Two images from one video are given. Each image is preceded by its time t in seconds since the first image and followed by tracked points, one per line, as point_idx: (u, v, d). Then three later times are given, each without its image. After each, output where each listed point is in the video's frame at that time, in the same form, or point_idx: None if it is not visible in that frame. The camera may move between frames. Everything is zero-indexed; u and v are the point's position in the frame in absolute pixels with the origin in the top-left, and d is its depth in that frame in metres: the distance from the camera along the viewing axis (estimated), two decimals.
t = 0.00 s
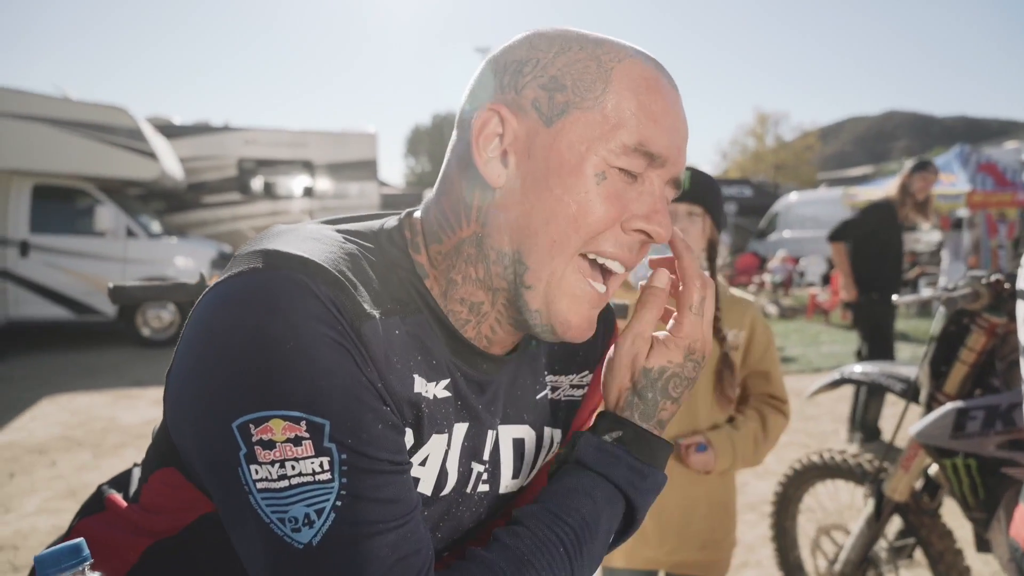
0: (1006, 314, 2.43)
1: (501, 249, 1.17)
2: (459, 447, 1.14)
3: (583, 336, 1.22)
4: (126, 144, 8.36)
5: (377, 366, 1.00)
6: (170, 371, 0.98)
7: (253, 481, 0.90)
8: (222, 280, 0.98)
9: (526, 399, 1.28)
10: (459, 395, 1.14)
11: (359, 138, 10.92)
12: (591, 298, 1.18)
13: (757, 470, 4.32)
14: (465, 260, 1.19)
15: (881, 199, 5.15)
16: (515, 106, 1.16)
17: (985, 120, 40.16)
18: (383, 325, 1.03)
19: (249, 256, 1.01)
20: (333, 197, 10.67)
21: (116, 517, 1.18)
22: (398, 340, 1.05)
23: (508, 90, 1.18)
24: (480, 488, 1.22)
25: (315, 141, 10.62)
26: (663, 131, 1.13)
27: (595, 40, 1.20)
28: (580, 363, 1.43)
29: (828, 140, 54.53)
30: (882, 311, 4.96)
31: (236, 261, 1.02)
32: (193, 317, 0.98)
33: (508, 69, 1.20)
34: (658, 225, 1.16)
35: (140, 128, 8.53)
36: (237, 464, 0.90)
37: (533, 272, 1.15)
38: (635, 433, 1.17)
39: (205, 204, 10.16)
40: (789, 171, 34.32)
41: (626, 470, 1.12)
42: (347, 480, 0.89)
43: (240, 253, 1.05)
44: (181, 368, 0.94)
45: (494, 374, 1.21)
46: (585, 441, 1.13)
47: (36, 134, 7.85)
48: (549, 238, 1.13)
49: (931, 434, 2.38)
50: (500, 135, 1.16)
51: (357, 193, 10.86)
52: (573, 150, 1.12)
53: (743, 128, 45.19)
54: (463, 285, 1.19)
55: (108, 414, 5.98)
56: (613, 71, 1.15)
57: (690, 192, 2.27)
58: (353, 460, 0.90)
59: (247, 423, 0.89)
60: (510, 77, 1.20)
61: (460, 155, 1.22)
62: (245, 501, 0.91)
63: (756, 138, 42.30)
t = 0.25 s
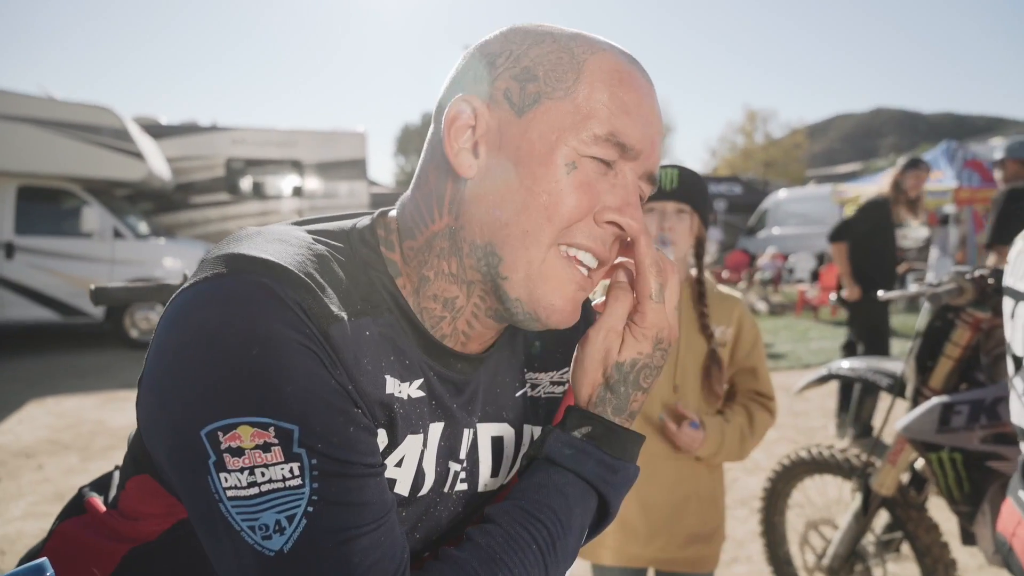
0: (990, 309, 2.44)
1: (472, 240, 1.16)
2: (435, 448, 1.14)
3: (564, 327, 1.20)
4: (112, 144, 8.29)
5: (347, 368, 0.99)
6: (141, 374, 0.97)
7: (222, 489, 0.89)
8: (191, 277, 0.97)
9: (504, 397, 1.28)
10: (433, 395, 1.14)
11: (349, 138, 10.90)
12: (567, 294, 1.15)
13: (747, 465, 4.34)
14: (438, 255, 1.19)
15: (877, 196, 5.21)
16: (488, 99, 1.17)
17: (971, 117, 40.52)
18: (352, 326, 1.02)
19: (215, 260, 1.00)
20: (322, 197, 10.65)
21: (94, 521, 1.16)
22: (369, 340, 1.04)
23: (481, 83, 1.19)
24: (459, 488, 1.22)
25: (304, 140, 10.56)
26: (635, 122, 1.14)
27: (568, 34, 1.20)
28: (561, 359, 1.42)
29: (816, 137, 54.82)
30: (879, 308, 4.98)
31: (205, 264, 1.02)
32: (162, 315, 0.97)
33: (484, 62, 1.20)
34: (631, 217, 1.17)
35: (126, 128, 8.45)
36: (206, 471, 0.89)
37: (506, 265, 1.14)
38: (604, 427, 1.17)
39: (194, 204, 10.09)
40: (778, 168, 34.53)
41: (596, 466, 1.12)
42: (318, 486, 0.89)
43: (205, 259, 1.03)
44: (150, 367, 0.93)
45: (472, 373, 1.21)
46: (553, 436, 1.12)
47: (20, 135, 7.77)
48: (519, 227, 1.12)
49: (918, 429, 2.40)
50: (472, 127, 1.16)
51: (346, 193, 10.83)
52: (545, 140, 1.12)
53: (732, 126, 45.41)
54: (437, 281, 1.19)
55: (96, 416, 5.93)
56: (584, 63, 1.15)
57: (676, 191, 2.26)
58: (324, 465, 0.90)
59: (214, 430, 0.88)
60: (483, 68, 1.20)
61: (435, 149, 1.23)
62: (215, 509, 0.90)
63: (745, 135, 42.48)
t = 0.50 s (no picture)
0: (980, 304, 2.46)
1: (471, 244, 1.18)
2: (429, 443, 1.15)
3: (559, 327, 1.21)
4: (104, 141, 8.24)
5: (344, 364, 1.00)
6: (137, 367, 0.97)
7: (217, 483, 0.89)
8: (189, 273, 0.97)
9: (498, 393, 1.29)
10: (428, 391, 1.15)
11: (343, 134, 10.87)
12: (566, 294, 1.18)
13: (740, 461, 4.36)
14: (435, 256, 1.19)
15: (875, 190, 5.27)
16: (486, 99, 1.17)
17: (964, 114, 40.70)
18: (349, 322, 1.02)
19: (211, 255, 1.00)
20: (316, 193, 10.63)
21: (86, 518, 1.16)
22: (366, 336, 1.05)
23: (480, 82, 1.19)
24: (452, 483, 1.23)
25: (298, 137, 10.53)
26: (633, 125, 1.14)
27: (567, 32, 1.20)
28: (553, 356, 1.44)
29: (810, 135, 54.97)
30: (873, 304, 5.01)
31: (200, 258, 1.01)
32: (159, 311, 0.97)
33: (481, 60, 1.20)
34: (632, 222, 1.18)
35: (119, 125, 8.40)
36: (200, 465, 0.90)
37: (505, 265, 1.15)
38: (593, 422, 1.19)
39: (187, 201, 10.06)
40: (772, 165, 34.63)
41: (585, 460, 1.13)
42: (313, 480, 0.90)
43: (202, 252, 1.03)
44: (147, 362, 0.93)
45: (466, 368, 1.22)
46: (543, 429, 1.14)
47: (11, 131, 7.73)
48: (524, 231, 1.13)
49: (909, 423, 2.41)
50: (471, 129, 1.16)
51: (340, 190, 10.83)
52: (543, 143, 1.13)
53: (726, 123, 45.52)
54: (431, 281, 1.19)
55: (89, 414, 5.92)
56: (585, 65, 1.15)
57: (668, 192, 2.27)
58: (320, 460, 0.90)
59: (210, 424, 0.88)
60: (483, 70, 1.19)
61: (432, 148, 1.22)
62: (209, 503, 0.91)
63: (739, 132, 42.57)
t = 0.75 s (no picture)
0: (977, 302, 2.47)
1: (473, 246, 1.17)
2: (432, 440, 1.16)
3: (559, 324, 1.21)
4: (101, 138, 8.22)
5: (349, 360, 1.00)
6: (143, 365, 0.98)
7: (224, 479, 0.90)
8: (193, 273, 0.97)
9: (500, 390, 1.30)
10: (432, 388, 1.16)
11: (341, 132, 10.85)
12: (570, 293, 1.18)
13: (738, 459, 4.37)
14: (435, 256, 1.20)
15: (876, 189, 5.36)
16: (485, 103, 1.17)
17: (962, 112, 40.72)
18: (355, 320, 1.03)
19: (218, 252, 1.00)
20: (315, 191, 10.61)
21: (89, 514, 1.17)
22: (370, 334, 1.05)
23: (478, 85, 1.18)
24: (454, 479, 1.23)
25: (296, 134, 10.51)
26: (632, 125, 1.14)
27: (562, 32, 1.20)
28: (553, 353, 1.44)
29: (808, 132, 54.99)
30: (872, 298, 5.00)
31: (206, 257, 1.02)
32: (163, 310, 0.98)
33: (477, 62, 1.20)
34: (628, 220, 1.17)
35: (116, 122, 8.38)
36: (208, 461, 0.90)
37: (503, 265, 1.15)
38: (588, 418, 1.18)
39: (185, 198, 10.04)
40: (770, 163, 34.65)
41: (580, 455, 1.12)
42: (318, 476, 0.90)
43: (206, 251, 1.04)
44: (153, 361, 0.94)
45: (468, 366, 1.23)
46: (540, 426, 1.15)
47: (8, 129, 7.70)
48: (521, 234, 1.14)
49: (906, 421, 2.43)
50: (468, 131, 1.16)
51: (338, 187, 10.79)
52: (544, 148, 1.13)
53: (724, 121, 45.53)
54: (433, 282, 1.19)
55: (87, 411, 5.91)
56: (580, 66, 1.15)
57: (662, 192, 2.28)
58: (325, 456, 0.91)
59: (217, 421, 0.89)
60: (478, 72, 1.19)
61: (430, 151, 1.22)
62: (216, 499, 0.91)
63: (737, 130, 42.58)
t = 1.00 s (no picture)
0: (983, 308, 2.47)
1: (487, 259, 1.18)
2: (438, 445, 1.17)
3: (575, 328, 1.23)
4: (106, 144, 8.25)
5: (356, 367, 1.01)
6: (154, 374, 0.99)
7: (233, 486, 0.91)
8: (201, 286, 0.98)
9: (506, 395, 1.30)
10: (438, 394, 1.16)
11: (344, 138, 10.89)
12: (581, 302, 1.18)
13: (742, 465, 4.36)
14: (450, 271, 1.20)
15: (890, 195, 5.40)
16: (497, 119, 1.16)
17: (965, 117, 40.68)
18: (362, 326, 1.04)
19: (226, 261, 1.01)
20: (319, 197, 10.65)
21: (99, 519, 1.18)
22: (377, 340, 1.06)
23: (489, 101, 1.17)
24: (459, 483, 1.25)
25: (300, 140, 10.56)
26: (642, 136, 1.13)
27: (572, 42, 1.18)
28: (560, 358, 1.43)
29: (811, 138, 54.96)
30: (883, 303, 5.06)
31: (215, 265, 1.03)
32: (173, 323, 0.98)
33: (487, 76, 1.18)
34: (643, 227, 1.17)
35: (122, 129, 8.40)
36: (216, 468, 0.91)
37: (524, 280, 1.16)
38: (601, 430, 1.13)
39: (189, 204, 10.09)
40: (772, 168, 34.67)
41: (588, 463, 1.08)
42: (323, 483, 0.90)
43: (216, 260, 1.04)
44: (164, 373, 0.95)
45: (476, 371, 1.24)
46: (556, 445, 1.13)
47: (14, 135, 7.75)
48: (545, 252, 1.14)
49: (911, 427, 2.43)
50: (485, 149, 1.16)
51: (342, 193, 10.83)
52: (562, 167, 1.13)
53: (727, 126, 45.55)
54: (445, 294, 1.20)
55: (92, 416, 5.93)
56: (594, 80, 1.14)
57: (665, 198, 2.30)
58: (331, 463, 0.91)
59: (226, 428, 0.90)
60: (491, 86, 1.17)
61: (440, 164, 1.22)
62: (226, 505, 0.92)
63: (740, 136, 42.59)
